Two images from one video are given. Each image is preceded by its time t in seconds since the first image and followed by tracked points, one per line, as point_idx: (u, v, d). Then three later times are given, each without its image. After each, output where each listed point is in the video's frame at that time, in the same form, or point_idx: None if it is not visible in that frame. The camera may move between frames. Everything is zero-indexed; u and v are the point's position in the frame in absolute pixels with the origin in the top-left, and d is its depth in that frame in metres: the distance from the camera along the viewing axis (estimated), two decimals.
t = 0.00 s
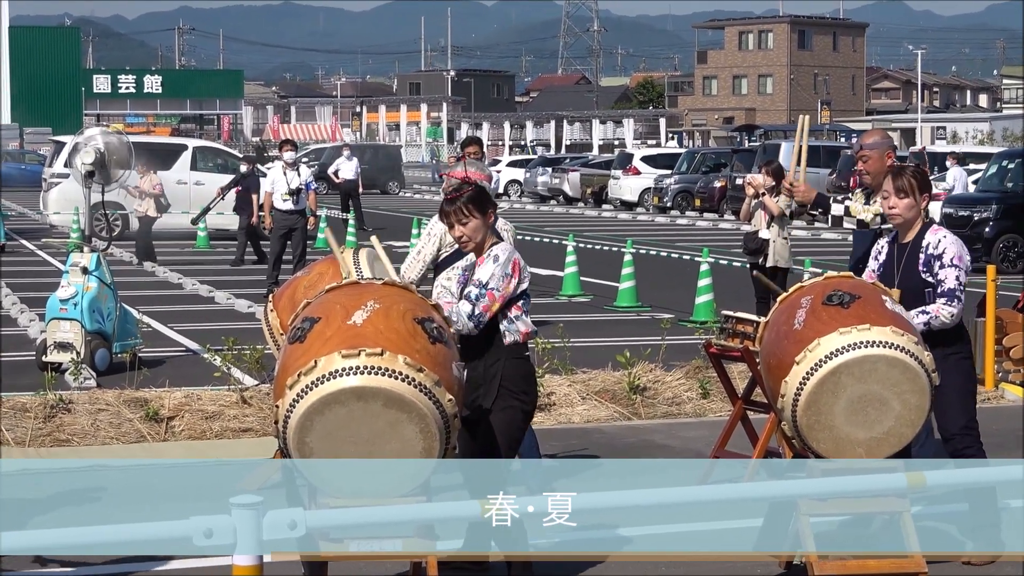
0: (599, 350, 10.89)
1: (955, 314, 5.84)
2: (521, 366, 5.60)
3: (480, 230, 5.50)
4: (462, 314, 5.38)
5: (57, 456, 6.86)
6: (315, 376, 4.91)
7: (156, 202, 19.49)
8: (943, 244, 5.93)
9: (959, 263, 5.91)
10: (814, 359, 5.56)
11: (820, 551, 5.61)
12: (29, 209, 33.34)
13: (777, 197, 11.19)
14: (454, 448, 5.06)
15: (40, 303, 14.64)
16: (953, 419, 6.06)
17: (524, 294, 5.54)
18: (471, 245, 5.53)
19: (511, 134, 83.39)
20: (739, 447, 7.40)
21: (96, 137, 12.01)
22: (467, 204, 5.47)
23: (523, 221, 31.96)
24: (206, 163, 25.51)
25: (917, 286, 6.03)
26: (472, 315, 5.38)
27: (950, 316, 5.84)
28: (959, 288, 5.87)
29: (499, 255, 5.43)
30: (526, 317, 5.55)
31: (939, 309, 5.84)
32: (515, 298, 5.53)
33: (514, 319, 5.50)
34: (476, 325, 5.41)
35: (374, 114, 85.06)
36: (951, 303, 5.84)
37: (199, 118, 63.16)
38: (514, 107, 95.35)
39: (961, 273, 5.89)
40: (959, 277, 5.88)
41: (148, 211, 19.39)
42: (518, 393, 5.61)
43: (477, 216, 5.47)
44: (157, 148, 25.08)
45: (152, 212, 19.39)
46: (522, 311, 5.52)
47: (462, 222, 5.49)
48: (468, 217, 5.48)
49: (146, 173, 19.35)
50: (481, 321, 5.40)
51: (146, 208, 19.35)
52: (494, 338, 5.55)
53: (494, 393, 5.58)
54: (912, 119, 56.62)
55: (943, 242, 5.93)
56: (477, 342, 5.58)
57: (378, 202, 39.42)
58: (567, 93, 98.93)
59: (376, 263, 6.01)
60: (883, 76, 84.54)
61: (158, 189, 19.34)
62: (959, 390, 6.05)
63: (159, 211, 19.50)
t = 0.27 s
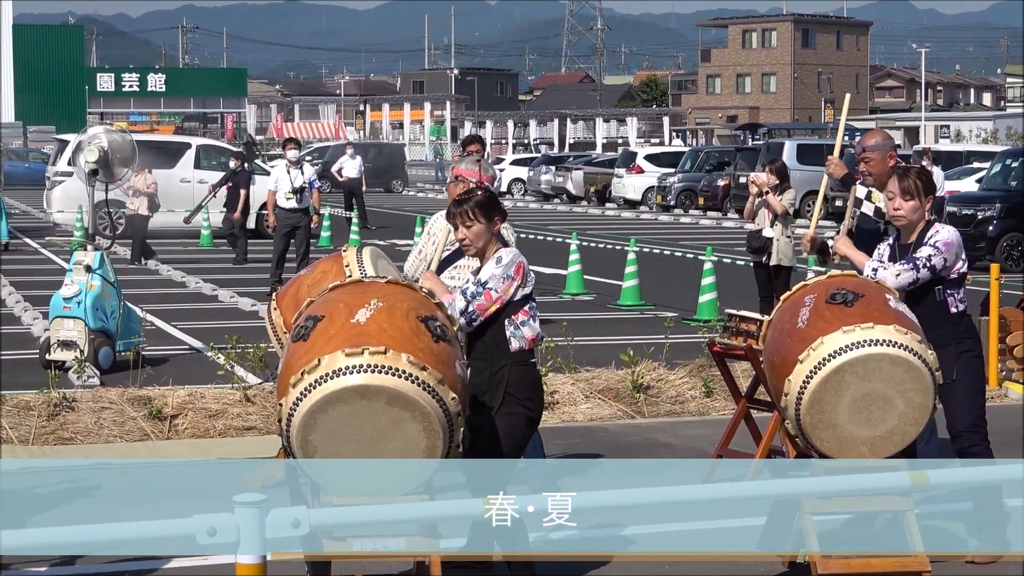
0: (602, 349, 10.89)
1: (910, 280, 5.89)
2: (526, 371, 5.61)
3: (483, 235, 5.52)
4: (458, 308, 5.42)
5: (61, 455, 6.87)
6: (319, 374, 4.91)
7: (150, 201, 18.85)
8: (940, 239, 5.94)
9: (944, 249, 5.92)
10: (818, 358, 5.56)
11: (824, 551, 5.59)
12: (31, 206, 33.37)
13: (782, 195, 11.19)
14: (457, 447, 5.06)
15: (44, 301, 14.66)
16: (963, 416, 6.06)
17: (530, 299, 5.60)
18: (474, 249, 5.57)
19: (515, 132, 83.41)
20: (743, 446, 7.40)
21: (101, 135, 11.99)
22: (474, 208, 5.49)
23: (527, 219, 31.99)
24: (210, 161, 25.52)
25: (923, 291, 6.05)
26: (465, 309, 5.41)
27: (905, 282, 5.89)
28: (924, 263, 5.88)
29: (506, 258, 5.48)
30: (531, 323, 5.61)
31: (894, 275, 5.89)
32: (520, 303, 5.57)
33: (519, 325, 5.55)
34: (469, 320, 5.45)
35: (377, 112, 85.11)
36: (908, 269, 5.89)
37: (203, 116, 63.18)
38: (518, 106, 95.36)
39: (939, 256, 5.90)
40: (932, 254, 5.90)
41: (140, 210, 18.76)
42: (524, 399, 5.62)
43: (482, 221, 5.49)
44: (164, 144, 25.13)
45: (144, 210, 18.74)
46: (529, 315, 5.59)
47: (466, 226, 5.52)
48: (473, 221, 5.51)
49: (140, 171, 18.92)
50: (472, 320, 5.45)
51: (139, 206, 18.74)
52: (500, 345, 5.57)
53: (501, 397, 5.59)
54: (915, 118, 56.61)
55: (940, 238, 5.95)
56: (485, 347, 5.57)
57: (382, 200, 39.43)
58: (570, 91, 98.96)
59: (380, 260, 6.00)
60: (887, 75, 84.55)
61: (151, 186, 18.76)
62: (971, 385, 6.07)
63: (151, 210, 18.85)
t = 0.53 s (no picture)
0: (606, 347, 10.89)
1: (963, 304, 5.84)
2: (524, 366, 5.59)
3: (487, 229, 5.52)
4: (541, 312, 5.36)
5: (65, 454, 6.87)
6: (322, 372, 4.91)
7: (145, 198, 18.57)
8: (950, 238, 5.93)
9: (966, 257, 5.90)
10: (821, 356, 5.55)
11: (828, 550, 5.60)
12: (36, 204, 33.44)
13: (785, 194, 11.19)
14: (460, 445, 5.06)
15: (48, 298, 14.69)
16: (969, 415, 6.05)
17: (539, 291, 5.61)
18: (476, 243, 5.56)
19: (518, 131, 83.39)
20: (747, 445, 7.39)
21: (104, 133, 11.97)
22: (479, 202, 5.49)
23: (531, 218, 32.00)
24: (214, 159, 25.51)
25: (929, 288, 6.03)
26: (547, 303, 5.36)
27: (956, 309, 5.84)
28: (964, 281, 5.86)
29: (513, 249, 5.44)
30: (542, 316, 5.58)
31: (943, 303, 5.84)
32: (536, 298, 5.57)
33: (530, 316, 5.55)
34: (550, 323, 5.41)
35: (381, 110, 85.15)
36: (957, 295, 5.84)
37: (207, 115, 63.24)
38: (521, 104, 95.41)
39: (968, 267, 5.88)
40: (965, 270, 5.87)
41: (136, 207, 18.51)
42: (525, 392, 5.59)
43: (486, 215, 5.49)
44: (168, 141, 25.16)
45: (140, 208, 18.49)
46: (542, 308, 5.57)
47: (470, 220, 5.51)
48: (477, 215, 5.50)
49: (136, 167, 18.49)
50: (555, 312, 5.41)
51: (135, 204, 18.47)
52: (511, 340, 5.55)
53: (501, 390, 5.59)
54: (920, 117, 56.50)
55: (950, 237, 5.94)
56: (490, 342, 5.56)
57: (386, 198, 39.46)
58: (575, 90, 98.93)
59: (383, 260, 5.98)
60: (891, 74, 84.54)
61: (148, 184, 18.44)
62: (974, 385, 6.04)
63: (147, 207, 18.59)
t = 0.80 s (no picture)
0: (610, 346, 10.89)
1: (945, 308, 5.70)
2: (536, 360, 5.60)
3: (496, 231, 5.52)
4: (490, 303, 5.32)
5: (69, 452, 6.87)
6: (326, 371, 4.91)
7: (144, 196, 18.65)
8: (954, 243, 5.85)
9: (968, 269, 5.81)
10: (825, 355, 5.55)
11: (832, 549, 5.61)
12: (39, 203, 33.46)
13: (790, 193, 11.19)
14: (464, 444, 5.06)
15: (53, 297, 14.70)
16: (972, 416, 6.04)
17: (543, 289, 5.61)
18: (485, 242, 5.57)
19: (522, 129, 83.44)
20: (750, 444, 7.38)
21: (107, 132, 11.96)
22: (488, 203, 5.47)
23: (534, 217, 32.05)
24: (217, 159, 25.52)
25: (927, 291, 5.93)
26: (501, 303, 5.33)
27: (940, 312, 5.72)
28: (952, 286, 5.75)
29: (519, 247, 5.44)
30: (542, 313, 5.60)
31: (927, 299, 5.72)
32: (534, 293, 5.58)
33: (532, 314, 5.56)
34: (501, 316, 5.36)
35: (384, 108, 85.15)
36: (940, 298, 5.71)
37: (211, 114, 63.29)
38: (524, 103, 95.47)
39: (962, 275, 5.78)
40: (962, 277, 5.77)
41: (136, 205, 18.57)
42: (536, 387, 5.59)
43: (496, 217, 5.48)
44: (173, 140, 25.17)
45: (139, 205, 18.56)
46: (540, 305, 5.58)
47: (480, 220, 5.49)
48: (486, 216, 5.49)
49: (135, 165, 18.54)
50: (505, 314, 5.36)
51: (135, 201, 18.52)
52: (511, 333, 5.56)
53: (510, 387, 5.56)
54: (923, 116, 56.53)
55: (954, 242, 5.85)
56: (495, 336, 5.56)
57: (389, 197, 39.46)
58: (578, 88, 98.89)
59: (385, 258, 5.99)
60: (894, 73, 84.59)
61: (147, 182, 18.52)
62: (979, 385, 6.04)
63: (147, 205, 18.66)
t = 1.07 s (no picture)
0: (613, 345, 10.89)
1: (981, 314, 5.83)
2: (538, 355, 5.65)
3: (500, 225, 5.52)
4: (543, 311, 5.36)
5: (72, 452, 6.87)
6: (329, 370, 4.91)
7: (144, 194, 18.66)
8: (967, 246, 5.93)
9: (983, 268, 5.91)
10: (829, 354, 5.55)
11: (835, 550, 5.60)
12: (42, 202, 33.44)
13: (792, 192, 11.24)
14: (467, 443, 5.06)
15: (56, 295, 14.70)
16: (974, 417, 6.04)
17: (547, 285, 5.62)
18: (489, 236, 5.57)
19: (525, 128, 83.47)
20: (752, 443, 7.38)
21: (110, 130, 11.92)
22: (491, 196, 5.48)
23: (537, 216, 32.06)
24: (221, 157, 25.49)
25: (938, 289, 6.05)
26: (549, 304, 5.38)
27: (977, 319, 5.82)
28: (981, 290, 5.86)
29: (525, 242, 5.45)
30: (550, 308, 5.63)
31: (966, 314, 5.81)
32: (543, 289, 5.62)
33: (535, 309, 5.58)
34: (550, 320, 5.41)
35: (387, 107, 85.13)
36: (975, 306, 5.83)
37: (214, 113, 63.28)
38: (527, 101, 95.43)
39: (985, 277, 5.89)
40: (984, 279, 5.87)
41: (136, 204, 18.58)
42: (535, 380, 5.64)
43: (498, 211, 5.49)
44: (177, 137, 25.17)
45: (139, 205, 18.57)
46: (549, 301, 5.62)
47: (484, 215, 5.50)
48: (490, 210, 5.50)
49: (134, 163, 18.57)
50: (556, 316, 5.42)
51: (134, 200, 18.53)
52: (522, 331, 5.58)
53: (513, 383, 5.61)
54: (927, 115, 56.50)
55: (966, 244, 5.93)
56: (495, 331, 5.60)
57: (393, 195, 39.44)
58: (581, 87, 98.85)
59: (389, 257, 5.98)
60: (897, 72, 84.55)
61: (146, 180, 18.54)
62: (978, 388, 6.05)
63: (147, 204, 18.68)
